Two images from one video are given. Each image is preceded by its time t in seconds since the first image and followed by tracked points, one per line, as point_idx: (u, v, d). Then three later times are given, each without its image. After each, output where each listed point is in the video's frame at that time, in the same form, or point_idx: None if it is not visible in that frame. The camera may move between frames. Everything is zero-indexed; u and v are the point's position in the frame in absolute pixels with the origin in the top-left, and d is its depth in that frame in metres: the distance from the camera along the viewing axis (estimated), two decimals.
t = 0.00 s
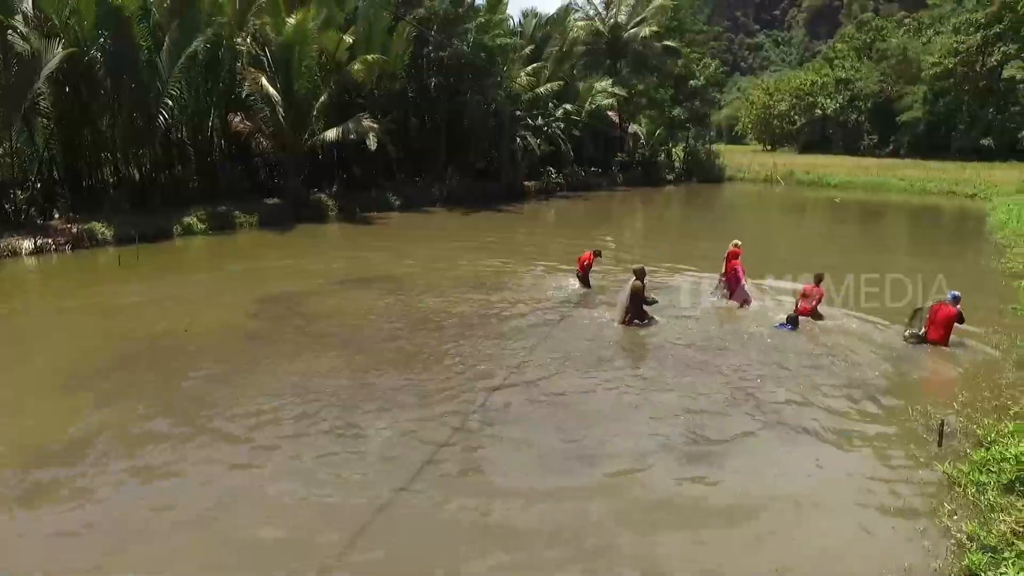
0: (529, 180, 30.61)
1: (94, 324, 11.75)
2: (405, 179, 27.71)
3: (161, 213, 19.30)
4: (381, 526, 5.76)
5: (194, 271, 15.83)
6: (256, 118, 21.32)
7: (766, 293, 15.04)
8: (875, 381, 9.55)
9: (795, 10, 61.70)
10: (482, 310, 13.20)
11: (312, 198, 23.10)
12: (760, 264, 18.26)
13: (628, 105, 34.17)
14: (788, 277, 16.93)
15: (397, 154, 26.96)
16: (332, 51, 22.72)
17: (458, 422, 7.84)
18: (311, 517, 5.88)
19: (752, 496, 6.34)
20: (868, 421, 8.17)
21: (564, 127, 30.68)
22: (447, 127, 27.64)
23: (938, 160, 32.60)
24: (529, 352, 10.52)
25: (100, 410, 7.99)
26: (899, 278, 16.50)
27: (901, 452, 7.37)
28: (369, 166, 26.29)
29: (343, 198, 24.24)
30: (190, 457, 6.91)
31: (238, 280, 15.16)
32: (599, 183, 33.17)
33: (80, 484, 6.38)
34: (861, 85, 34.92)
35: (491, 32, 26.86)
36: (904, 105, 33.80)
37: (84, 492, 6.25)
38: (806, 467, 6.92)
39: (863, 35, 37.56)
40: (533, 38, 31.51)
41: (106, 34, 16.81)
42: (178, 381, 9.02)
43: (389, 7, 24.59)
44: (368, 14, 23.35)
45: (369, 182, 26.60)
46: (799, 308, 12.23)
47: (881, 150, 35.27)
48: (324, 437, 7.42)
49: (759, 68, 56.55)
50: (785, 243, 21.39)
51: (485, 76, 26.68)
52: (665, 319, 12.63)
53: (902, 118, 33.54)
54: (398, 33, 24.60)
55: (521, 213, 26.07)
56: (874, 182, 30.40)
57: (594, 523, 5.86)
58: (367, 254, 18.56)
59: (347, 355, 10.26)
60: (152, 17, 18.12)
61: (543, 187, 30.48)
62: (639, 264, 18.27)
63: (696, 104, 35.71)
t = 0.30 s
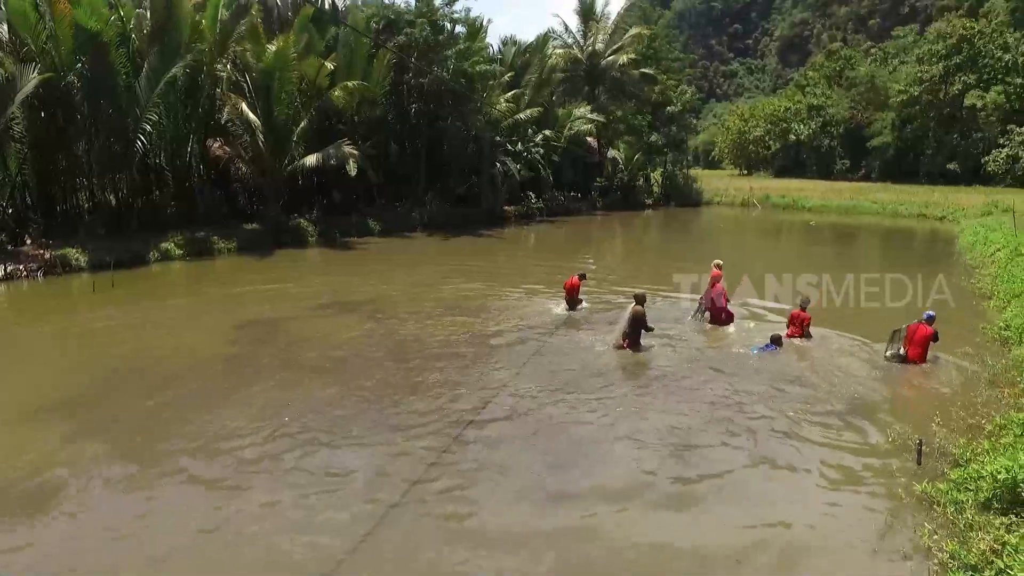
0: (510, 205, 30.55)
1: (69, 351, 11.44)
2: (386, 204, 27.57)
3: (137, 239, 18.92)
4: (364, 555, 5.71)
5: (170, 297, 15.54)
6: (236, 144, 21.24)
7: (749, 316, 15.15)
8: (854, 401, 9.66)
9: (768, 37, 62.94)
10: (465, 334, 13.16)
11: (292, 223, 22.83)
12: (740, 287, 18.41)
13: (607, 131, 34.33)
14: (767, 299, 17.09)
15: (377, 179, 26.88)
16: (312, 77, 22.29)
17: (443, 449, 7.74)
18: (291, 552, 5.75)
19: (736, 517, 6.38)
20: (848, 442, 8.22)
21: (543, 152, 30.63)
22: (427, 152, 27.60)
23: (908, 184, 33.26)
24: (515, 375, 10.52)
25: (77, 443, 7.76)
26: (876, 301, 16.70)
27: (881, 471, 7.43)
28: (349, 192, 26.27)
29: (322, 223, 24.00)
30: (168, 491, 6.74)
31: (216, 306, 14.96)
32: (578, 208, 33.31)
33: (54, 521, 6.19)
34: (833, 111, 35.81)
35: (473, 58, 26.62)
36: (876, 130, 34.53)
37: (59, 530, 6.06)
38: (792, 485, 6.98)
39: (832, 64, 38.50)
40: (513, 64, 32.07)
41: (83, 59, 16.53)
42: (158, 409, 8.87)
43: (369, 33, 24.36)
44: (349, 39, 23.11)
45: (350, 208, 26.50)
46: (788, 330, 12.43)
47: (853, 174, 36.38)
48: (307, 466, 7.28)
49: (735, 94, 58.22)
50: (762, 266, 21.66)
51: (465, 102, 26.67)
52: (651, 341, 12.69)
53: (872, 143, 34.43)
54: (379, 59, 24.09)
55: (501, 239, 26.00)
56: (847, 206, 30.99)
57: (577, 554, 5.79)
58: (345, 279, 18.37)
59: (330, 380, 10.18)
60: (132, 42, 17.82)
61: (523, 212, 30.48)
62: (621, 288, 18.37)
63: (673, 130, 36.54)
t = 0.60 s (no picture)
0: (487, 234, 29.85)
1: (30, 385, 10.79)
2: (364, 233, 26.49)
3: (109, 268, 17.99)
4: None
5: (139, 326, 14.91)
6: (212, 172, 20.15)
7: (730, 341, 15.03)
8: (835, 423, 9.52)
9: (737, 70, 64.60)
10: (443, 360, 12.83)
11: (268, 253, 21.77)
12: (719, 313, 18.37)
13: (582, 161, 34.02)
14: (744, 325, 17.03)
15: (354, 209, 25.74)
16: (290, 107, 21.45)
17: (419, 481, 7.31)
18: None
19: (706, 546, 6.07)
20: (827, 464, 7.99)
21: (519, 181, 30.23)
22: (405, 181, 26.70)
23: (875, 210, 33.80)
24: (496, 401, 10.21)
25: (32, 481, 7.21)
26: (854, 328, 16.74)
27: (859, 494, 7.19)
28: (327, 221, 25.22)
29: (299, 252, 22.99)
30: (123, 533, 6.22)
31: (189, 335, 14.39)
32: (555, 237, 33.05)
33: None
34: (803, 141, 36.77)
35: (450, 88, 25.82)
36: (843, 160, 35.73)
37: None
38: (765, 513, 6.65)
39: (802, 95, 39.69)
40: (489, 95, 31.01)
41: (57, 88, 16.01)
42: (123, 444, 8.34)
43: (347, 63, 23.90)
44: (327, 71, 22.87)
45: (327, 237, 25.49)
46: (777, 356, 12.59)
47: (823, 202, 37.24)
48: (274, 502, 6.80)
49: (708, 124, 59.87)
50: (736, 292, 21.67)
51: (443, 132, 26.01)
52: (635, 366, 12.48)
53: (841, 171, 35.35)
54: (357, 91, 23.55)
55: (477, 265, 25.59)
56: (819, 232, 31.39)
57: None
58: (317, 306, 17.88)
59: (304, 408, 9.79)
60: (106, 71, 17.34)
61: (500, 240, 29.80)
62: (599, 313, 18.21)
63: (648, 159, 36.81)
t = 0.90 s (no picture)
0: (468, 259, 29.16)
1: None
2: (345, 257, 25.87)
3: (82, 294, 17.37)
4: None
5: (112, 352, 14.50)
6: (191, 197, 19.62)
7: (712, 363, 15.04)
8: (817, 443, 9.52)
9: (713, 97, 65.85)
10: (423, 384, 12.64)
11: (247, 278, 21.00)
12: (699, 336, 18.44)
13: (562, 186, 34.27)
14: (724, 348, 17.04)
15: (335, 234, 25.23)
16: (270, 131, 21.23)
17: (395, 508, 7.12)
18: None
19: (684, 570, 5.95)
20: (807, 485, 7.92)
21: (500, 207, 29.78)
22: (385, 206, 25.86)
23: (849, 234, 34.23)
24: (478, 425, 10.06)
25: None
26: (832, 352, 16.88)
27: (839, 514, 7.11)
28: (307, 245, 24.76)
29: (279, 277, 22.22)
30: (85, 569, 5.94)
31: (163, 361, 14.01)
32: (536, 262, 32.64)
33: None
34: (778, 166, 37.56)
35: (430, 115, 25.09)
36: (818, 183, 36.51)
37: None
38: (749, 535, 6.61)
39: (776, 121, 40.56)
40: (469, 121, 30.80)
41: (31, 111, 15.46)
42: (92, 475, 8.05)
43: (328, 90, 23.51)
44: (308, 97, 22.45)
45: (308, 262, 24.92)
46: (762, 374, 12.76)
47: (799, 226, 37.90)
48: (244, 534, 6.57)
49: (687, 149, 60.95)
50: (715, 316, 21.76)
51: (423, 158, 25.23)
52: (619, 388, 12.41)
53: (816, 195, 36.02)
54: (338, 116, 23.18)
55: (457, 289, 25.36)
56: (796, 255, 31.71)
57: None
58: (293, 329, 17.57)
59: (280, 435, 9.54)
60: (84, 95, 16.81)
61: (481, 264, 29.03)
62: (580, 337, 18.15)
63: (627, 184, 36.35)
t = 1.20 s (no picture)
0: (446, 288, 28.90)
1: None
2: (322, 285, 25.60)
3: (50, 323, 17.01)
4: None
5: (82, 383, 14.17)
6: (166, 226, 19.30)
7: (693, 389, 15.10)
8: (797, 469, 9.58)
9: (688, 128, 67.07)
10: (400, 414, 12.43)
11: (222, 306, 20.49)
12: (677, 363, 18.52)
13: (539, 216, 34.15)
14: (703, 375, 17.07)
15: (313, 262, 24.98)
16: (247, 158, 21.05)
17: (375, 542, 7.00)
18: None
19: None
20: (788, 511, 7.95)
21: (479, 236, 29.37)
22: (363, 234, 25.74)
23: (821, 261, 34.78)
24: (455, 455, 9.88)
25: None
26: (808, 378, 17.04)
27: (819, 540, 7.12)
28: (283, 273, 24.42)
29: (256, 306, 21.64)
30: None
31: (136, 391, 13.72)
32: (514, 290, 32.48)
33: None
34: (752, 195, 38.26)
35: (409, 144, 24.99)
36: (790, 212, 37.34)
37: None
38: (730, 563, 6.61)
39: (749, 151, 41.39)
40: (448, 150, 31.12)
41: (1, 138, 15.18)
42: (63, 510, 7.83)
43: (306, 119, 23.45)
44: (286, 126, 22.33)
45: (284, 290, 24.64)
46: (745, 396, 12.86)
47: (773, 254, 38.53)
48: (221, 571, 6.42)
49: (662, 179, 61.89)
50: (691, 343, 21.89)
51: (402, 187, 25.26)
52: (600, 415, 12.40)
53: (789, 224, 36.69)
54: (316, 145, 23.14)
55: (435, 317, 25.15)
56: (771, 282, 32.10)
57: None
58: (268, 358, 17.33)
59: (250, 468, 9.28)
60: (57, 121, 16.61)
61: (459, 293, 28.82)
62: (558, 365, 18.06)
63: (604, 214, 36.78)
